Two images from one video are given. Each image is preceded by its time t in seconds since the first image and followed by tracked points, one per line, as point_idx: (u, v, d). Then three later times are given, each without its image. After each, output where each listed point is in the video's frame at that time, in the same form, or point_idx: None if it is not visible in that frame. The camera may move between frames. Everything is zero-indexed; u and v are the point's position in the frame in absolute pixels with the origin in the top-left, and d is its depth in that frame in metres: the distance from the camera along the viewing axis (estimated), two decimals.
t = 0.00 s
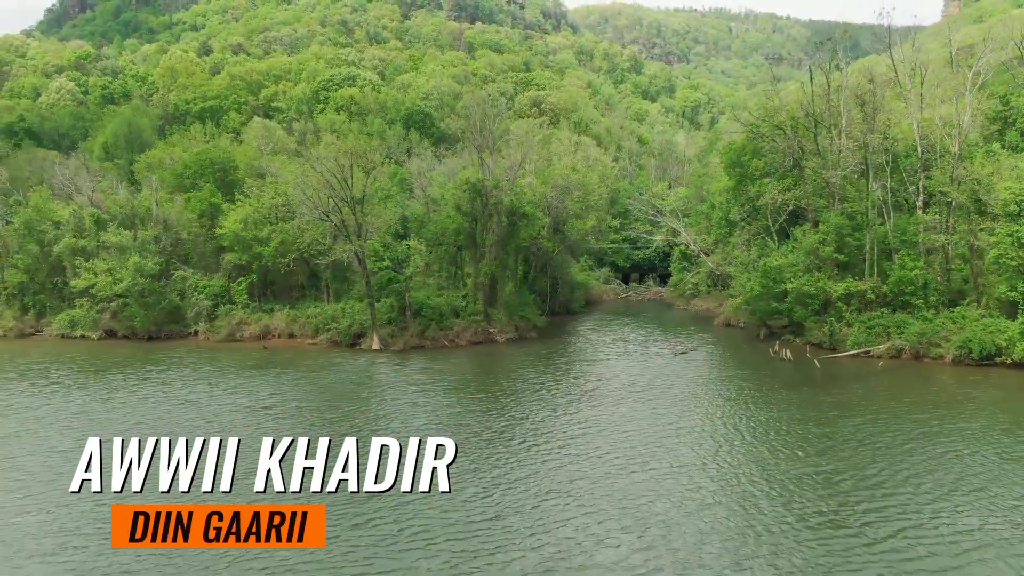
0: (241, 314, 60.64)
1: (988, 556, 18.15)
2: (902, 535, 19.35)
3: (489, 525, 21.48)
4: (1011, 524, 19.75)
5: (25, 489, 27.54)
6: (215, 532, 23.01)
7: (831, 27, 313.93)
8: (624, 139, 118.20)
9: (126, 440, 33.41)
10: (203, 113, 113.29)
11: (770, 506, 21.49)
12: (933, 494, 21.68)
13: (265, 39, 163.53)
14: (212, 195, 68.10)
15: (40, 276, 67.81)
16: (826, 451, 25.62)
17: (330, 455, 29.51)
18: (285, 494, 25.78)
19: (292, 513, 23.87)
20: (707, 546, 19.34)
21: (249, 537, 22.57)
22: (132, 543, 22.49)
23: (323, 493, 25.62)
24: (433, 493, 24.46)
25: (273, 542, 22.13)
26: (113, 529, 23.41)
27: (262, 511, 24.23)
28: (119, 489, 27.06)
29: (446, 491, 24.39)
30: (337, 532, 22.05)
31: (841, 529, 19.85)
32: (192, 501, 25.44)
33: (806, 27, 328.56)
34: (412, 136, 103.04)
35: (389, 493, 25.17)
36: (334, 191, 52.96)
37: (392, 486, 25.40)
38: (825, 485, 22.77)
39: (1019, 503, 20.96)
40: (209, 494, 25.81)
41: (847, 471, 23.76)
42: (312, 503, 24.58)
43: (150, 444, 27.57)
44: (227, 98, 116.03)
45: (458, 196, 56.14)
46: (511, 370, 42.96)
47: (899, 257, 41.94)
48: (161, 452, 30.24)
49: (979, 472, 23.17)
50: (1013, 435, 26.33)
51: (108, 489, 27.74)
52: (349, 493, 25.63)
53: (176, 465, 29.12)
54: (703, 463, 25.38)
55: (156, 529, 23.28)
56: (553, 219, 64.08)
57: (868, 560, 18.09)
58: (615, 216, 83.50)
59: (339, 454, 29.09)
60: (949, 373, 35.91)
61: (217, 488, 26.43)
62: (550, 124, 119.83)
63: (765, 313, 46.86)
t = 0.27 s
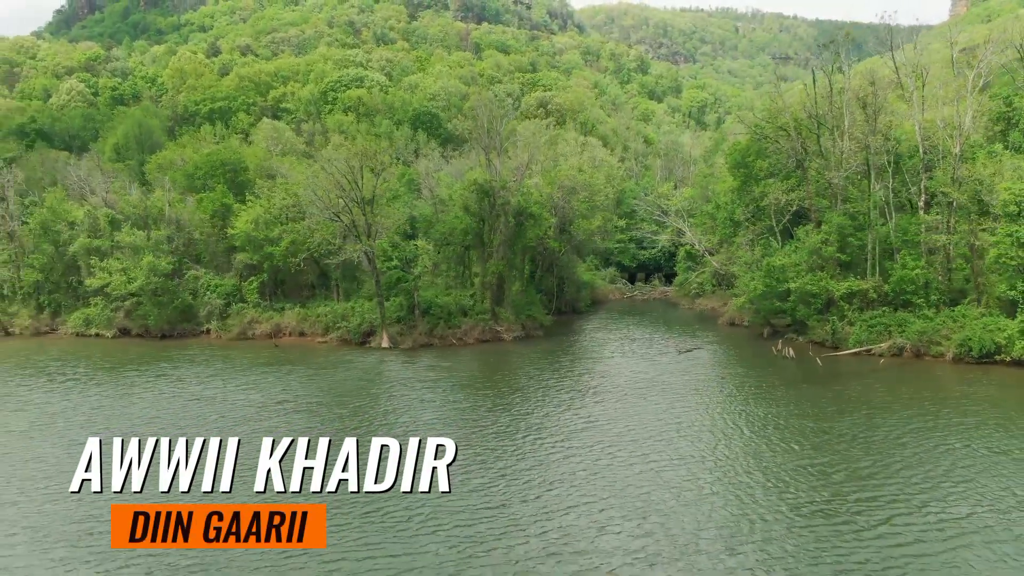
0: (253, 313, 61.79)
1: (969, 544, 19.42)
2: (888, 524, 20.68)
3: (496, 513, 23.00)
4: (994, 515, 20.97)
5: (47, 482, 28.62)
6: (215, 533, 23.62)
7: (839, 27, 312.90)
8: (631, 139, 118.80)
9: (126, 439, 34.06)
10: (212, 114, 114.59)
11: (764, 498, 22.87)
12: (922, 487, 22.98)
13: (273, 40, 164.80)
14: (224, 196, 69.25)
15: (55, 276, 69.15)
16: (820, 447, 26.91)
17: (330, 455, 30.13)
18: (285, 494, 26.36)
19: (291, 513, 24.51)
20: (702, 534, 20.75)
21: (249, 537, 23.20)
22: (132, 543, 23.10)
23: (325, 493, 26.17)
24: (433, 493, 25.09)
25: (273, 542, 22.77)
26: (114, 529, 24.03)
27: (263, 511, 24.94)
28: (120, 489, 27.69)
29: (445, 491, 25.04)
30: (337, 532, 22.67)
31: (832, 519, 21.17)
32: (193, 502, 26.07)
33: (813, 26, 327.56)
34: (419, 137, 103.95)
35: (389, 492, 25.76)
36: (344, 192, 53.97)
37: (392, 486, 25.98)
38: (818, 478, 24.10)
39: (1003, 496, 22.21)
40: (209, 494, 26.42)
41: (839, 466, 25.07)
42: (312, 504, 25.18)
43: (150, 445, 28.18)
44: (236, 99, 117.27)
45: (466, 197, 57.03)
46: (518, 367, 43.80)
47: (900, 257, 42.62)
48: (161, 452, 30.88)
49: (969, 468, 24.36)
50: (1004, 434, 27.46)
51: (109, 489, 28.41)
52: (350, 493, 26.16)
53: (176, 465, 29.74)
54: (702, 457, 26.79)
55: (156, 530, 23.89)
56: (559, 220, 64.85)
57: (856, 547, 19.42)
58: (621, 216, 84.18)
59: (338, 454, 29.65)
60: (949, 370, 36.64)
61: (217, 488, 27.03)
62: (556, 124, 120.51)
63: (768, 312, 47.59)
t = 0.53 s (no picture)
0: (261, 312, 62.55)
1: (958, 533, 20.12)
2: (881, 515, 21.35)
3: (501, 505, 23.80)
4: (985, 506, 21.62)
5: (60, 477, 29.24)
6: (215, 532, 23.79)
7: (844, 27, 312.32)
8: (635, 140, 119.18)
9: (126, 439, 34.21)
10: (219, 115, 115.45)
11: (762, 491, 23.58)
12: (915, 480, 23.65)
13: (279, 41, 165.70)
14: (232, 196, 70.01)
15: (65, 275, 70.00)
16: (818, 443, 27.59)
17: (330, 455, 30.40)
18: (285, 494, 26.60)
19: (291, 513, 24.75)
20: (700, 525, 21.49)
21: (249, 537, 23.41)
22: (132, 543, 23.20)
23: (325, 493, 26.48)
24: (433, 493, 25.38)
25: (273, 542, 22.97)
26: (114, 530, 24.14)
27: (263, 511, 25.16)
28: (120, 489, 27.87)
29: (445, 491, 25.33)
30: (337, 532, 22.92)
31: (827, 511, 21.88)
32: (193, 501, 26.26)
33: (819, 26, 327.03)
34: (424, 137, 104.52)
35: (389, 492, 26.05)
36: (351, 192, 54.65)
37: (392, 486, 26.27)
38: (815, 472, 24.78)
39: (995, 487, 22.87)
40: (210, 494, 26.64)
41: (835, 460, 25.75)
42: (312, 504, 25.43)
43: (150, 445, 28.39)
44: (242, 100, 118.12)
45: (472, 197, 57.63)
46: (523, 366, 44.33)
47: (902, 257, 43.06)
48: (161, 452, 31.07)
49: (963, 461, 24.99)
50: (1000, 428, 28.07)
51: (108, 488, 28.51)
52: (350, 493, 26.43)
53: (176, 465, 29.95)
54: (702, 451, 27.51)
55: (156, 529, 24.02)
56: (564, 220, 65.30)
57: (849, 537, 20.13)
58: (625, 216, 84.60)
59: (338, 454, 29.91)
60: (949, 369, 37.10)
61: (217, 488, 27.25)
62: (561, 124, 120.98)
63: (771, 311, 48.02)
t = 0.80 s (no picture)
0: (273, 311, 63.65)
1: (946, 523, 21.23)
2: (873, 507, 22.49)
3: (508, 494, 25.07)
4: (976, 499, 22.67)
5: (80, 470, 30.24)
6: (215, 532, 24.18)
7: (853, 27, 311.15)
8: (642, 141, 119.72)
9: (127, 440, 34.60)
10: (228, 115, 116.79)
11: (759, 484, 24.72)
12: (908, 474, 24.76)
13: (287, 41, 167.07)
14: (243, 197, 71.15)
15: (80, 275, 71.30)
16: (815, 437, 28.69)
17: (330, 455, 30.72)
18: (285, 494, 26.96)
19: (291, 513, 25.11)
20: (699, 514, 22.70)
21: (249, 537, 23.79)
22: (132, 543, 23.64)
23: (325, 493, 26.80)
24: (433, 493, 25.74)
25: (273, 541, 23.36)
26: (114, 530, 24.57)
27: (263, 511, 25.54)
28: (120, 489, 28.38)
29: (445, 491, 25.69)
30: (336, 532, 23.25)
31: (821, 502, 23.04)
32: (193, 502, 26.67)
33: (827, 25, 325.98)
34: (432, 138, 105.43)
35: (389, 492, 26.43)
36: (362, 193, 55.69)
37: (392, 486, 26.65)
38: (812, 466, 25.86)
39: (985, 481, 23.93)
40: (210, 494, 27.05)
41: (831, 454, 26.88)
42: (312, 503, 25.79)
43: (150, 446, 28.98)
44: (252, 100, 119.31)
45: (480, 198, 58.54)
46: (530, 363, 45.15)
47: (904, 257, 43.68)
48: (161, 453, 31.60)
49: (957, 456, 26.01)
50: (995, 425, 29.02)
51: (108, 488, 29.00)
52: (350, 493, 26.74)
53: (175, 465, 30.47)
54: (704, 445, 28.67)
55: (156, 530, 24.44)
56: (571, 220, 65.93)
57: (843, 528, 21.22)
58: (632, 216, 85.21)
59: (338, 454, 30.18)
60: (950, 367, 37.86)
61: (217, 488, 27.62)
62: (568, 125, 121.68)
63: (776, 310, 48.64)
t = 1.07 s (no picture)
0: (281, 310, 64.39)
1: (939, 515, 21.81)
2: (868, 500, 23.09)
3: (513, 486, 25.75)
4: (971, 492, 23.21)
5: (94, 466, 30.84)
6: (215, 532, 24.24)
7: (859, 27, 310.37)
8: (646, 141, 120.07)
9: (126, 440, 34.55)
10: (235, 116, 117.66)
11: (758, 478, 25.31)
12: (904, 468, 25.34)
13: (293, 42, 167.95)
14: (252, 197, 71.90)
15: (90, 274, 72.15)
16: (815, 433, 29.25)
17: (330, 455, 30.83)
18: (285, 494, 27.07)
19: (292, 513, 25.20)
20: (699, 507, 23.34)
21: (249, 537, 23.88)
22: (132, 542, 23.67)
23: (325, 493, 26.93)
24: (434, 493, 25.88)
25: (274, 542, 23.43)
26: (113, 530, 24.59)
27: (263, 511, 25.62)
28: (120, 489, 28.25)
29: (446, 491, 25.82)
30: (337, 532, 23.36)
31: (819, 495, 23.64)
32: (193, 501, 26.71)
33: (832, 25, 325.25)
34: (437, 138, 105.97)
35: (390, 492, 26.52)
36: (370, 193, 56.38)
37: (392, 486, 26.75)
38: (811, 461, 26.44)
39: (979, 475, 24.48)
40: (210, 495, 27.07)
41: (830, 450, 27.45)
42: (312, 503, 25.88)
43: (150, 446, 28.81)
44: (258, 101, 120.16)
45: (487, 198, 59.13)
46: (536, 362, 45.71)
47: (907, 257, 44.09)
48: (161, 452, 31.47)
49: (952, 451, 26.56)
50: (993, 421, 29.50)
51: (108, 489, 28.98)
52: (350, 493, 26.87)
53: (176, 465, 30.39)
54: (706, 441, 29.26)
55: (156, 529, 24.47)
56: (576, 220, 66.21)
57: (840, 520, 21.80)
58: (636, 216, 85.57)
59: (338, 454, 30.25)
60: (951, 365, 38.30)
61: (217, 488, 27.67)
62: (573, 125, 122.13)
63: (779, 310, 49.08)
